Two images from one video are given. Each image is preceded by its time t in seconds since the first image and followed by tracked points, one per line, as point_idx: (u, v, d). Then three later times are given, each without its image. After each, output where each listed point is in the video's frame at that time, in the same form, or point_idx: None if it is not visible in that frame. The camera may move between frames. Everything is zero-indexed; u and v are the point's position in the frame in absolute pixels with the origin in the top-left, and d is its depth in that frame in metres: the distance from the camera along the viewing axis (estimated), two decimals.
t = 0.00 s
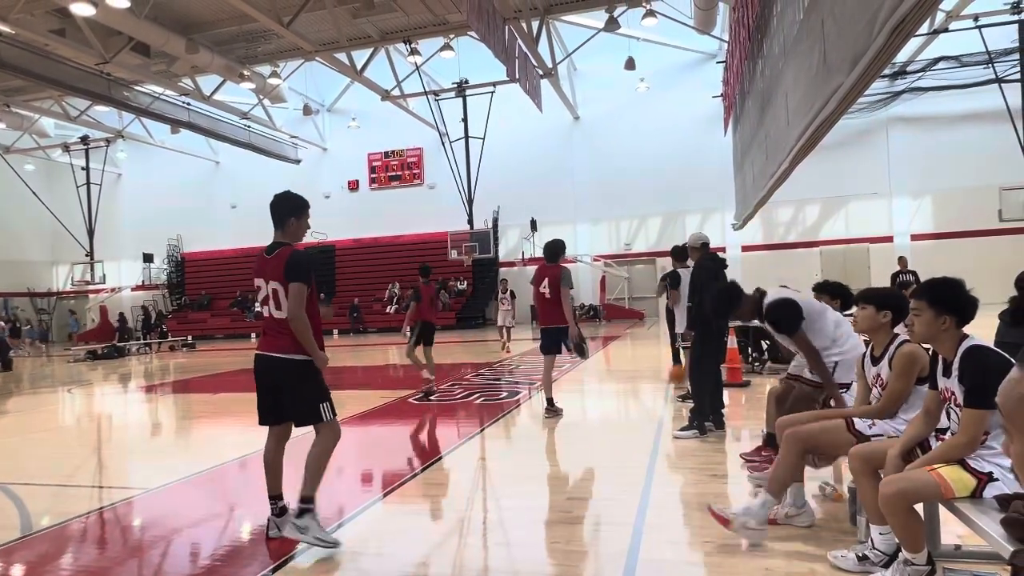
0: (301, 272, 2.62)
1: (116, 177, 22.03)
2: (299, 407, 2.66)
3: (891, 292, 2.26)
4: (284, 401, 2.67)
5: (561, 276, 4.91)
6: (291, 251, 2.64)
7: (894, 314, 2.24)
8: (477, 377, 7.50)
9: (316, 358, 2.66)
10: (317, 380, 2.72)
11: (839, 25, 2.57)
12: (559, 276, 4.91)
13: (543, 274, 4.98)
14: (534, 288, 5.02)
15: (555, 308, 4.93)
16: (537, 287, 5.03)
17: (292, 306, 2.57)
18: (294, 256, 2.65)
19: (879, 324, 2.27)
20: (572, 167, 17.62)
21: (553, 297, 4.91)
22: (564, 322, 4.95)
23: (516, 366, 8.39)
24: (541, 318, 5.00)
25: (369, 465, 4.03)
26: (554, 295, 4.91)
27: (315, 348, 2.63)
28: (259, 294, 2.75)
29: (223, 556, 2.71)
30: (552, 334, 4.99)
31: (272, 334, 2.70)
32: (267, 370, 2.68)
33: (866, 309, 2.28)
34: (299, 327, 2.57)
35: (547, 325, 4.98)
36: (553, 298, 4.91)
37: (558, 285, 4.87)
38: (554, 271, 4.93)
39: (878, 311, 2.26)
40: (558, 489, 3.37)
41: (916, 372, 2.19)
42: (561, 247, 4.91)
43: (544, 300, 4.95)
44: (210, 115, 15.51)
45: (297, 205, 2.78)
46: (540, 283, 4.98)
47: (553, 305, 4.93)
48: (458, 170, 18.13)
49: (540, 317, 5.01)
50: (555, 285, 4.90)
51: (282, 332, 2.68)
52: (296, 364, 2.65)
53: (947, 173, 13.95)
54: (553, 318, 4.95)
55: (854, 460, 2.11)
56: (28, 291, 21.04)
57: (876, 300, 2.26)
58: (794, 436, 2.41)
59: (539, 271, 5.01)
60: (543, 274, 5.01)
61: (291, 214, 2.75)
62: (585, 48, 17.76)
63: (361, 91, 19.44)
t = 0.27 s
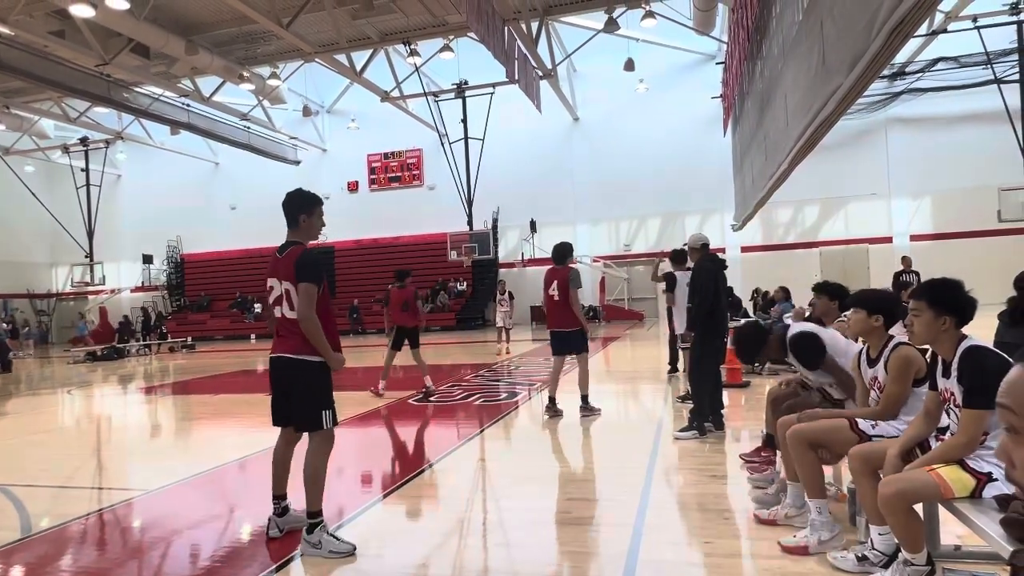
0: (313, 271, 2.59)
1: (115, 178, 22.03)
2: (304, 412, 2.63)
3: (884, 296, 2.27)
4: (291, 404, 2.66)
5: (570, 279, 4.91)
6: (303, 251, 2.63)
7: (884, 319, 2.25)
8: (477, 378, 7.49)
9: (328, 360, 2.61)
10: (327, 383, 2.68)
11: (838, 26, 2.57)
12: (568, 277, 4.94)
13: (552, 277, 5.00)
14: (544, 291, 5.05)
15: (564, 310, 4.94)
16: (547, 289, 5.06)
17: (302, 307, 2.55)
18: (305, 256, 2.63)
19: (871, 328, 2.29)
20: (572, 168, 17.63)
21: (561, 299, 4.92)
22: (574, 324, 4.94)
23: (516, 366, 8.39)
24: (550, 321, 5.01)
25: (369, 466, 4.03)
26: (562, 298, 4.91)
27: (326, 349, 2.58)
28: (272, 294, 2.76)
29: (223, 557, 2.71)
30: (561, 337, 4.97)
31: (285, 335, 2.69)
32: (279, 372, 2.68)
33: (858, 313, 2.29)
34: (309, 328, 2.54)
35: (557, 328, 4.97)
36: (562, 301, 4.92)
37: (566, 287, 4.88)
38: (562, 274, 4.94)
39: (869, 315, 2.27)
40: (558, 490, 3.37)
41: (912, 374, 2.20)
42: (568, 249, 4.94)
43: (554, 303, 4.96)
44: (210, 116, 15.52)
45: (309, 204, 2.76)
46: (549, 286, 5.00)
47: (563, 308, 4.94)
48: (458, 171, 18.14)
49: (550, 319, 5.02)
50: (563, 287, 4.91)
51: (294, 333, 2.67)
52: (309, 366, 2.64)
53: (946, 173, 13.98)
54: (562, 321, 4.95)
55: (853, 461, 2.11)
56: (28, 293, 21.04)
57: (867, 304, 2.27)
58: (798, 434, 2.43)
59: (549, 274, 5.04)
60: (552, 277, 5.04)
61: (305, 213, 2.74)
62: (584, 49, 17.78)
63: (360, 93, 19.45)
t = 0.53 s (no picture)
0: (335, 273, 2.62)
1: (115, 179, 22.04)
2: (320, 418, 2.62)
3: (877, 301, 2.28)
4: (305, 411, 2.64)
5: (579, 280, 4.94)
6: (325, 254, 2.67)
7: (872, 329, 2.29)
8: (476, 379, 7.49)
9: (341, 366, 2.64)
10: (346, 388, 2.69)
11: (837, 27, 2.58)
12: (576, 278, 4.94)
13: (560, 278, 5.01)
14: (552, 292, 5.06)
15: (574, 310, 4.96)
16: (555, 291, 5.07)
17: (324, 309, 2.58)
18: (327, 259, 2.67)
19: (861, 336, 2.32)
20: (572, 169, 17.63)
21: (571, 300, 4.95)
22: (584, 324, 4.97)
23: (516, 367, 8.39)
24: (560, 321, 5.03)
25: (368, 467, 4.03)
26: (572, 298, 4.94)
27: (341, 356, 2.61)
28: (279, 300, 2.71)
29: (224, 558, 2.71)
30: (571, 336, 4.99)
31: (295, 342, 2.66)
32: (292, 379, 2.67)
33: (846, 324, 2.34)
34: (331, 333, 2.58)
35: (567, 328, 4.99)
36: (571, 301, 4.95)
37: (577, 288, 4.90)
38: (571, 275, 4.96)
39: (857, 326, 2.31)
40: (558, 491, 3.37)
41: (908, 377, 2.22)
42: (577, 250, 4.94)
43: (563, 303, 4.99)
44: (210, 117, 15.51)
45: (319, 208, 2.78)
46: (558, 287, 5.01)
47: (573, 308, 4.96)
48: (458, 172, 18.15)
49: (559, 320, 5.03)
50: (573, 287, 4.94)
51: (309, 339, 2.65)
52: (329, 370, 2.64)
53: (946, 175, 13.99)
54: (572, 321, 4.96)
55: (851, 462, 2.11)
56: (28, 294, 21.07)
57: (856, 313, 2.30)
58: (798, 435, 2.41)
59: (556, 276, 5.05)
60: (559, 278, 5.05)
61: (316, 216, 2.73)
62: (583, 50, 17.79)
63: (361, 94, 19.45)
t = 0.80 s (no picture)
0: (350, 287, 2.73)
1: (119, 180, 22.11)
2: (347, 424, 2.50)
3: (872, 303, 2.28)
4: (335, 421, 2.47)
5: (581, 282, 4.95)
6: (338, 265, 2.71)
7: (868, 330, 2.28)
8: (478, 380, 7.50)
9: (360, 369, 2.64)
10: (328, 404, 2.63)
11: (839, 28, 2.58)
12: (578, 280, 4.94)
13: (562, 280, 5.03)
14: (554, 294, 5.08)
15: (575, 312, 4.97)
16: (557, 294, 5.09)
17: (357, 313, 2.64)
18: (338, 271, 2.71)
19: (858, 338, 2.32)
20: (574, 170, 17.63)
21: (572, 302, 4.96)
22: (585, 325, 4.98)
23: (518, 368, 8.39)
24: (561, 323, 5.05)
25: (370, 468, 4.04)
26: (573, 300, 4.96)
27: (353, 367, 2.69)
28: (304, 302, 2.52)
29: (227, 558, 2.72)
30: (573, 338, 5.01)
31: (319, 347, 2.52)
32: (322, 386, 2.49)
33: (843, 325, 2.34)
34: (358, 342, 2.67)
35: (569, 330, 5.00)
36: (573, 303, 4.97)
37: (579, 290, 4.92)
38: (572, 277, 4.98)
39: (854, 327, 2.31)
40: (559, 491, 3.37)
41: (903, 379, 2.23)
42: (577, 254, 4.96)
43: (564, 305, 5.00)
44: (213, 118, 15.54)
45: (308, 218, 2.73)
46: (560, 289, 5.02)
47: (574, 310, 4.97)
48: (460, 173, 18.15)
49: (560, 321, 5.06)
50: (574, 290, 4.95)
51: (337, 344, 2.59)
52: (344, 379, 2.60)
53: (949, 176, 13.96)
54: (574, 323, 4.98)
55: (851, 463, 2.11)
56: (32, 295, 21.14)
57: (851, 315, 2.31)
58: (797, 437, 2.41)
59: (558, 279, 5.07)
60: (561, 281, 5.07)
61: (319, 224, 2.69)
62: (585, 50, 17.79)
63: (363, 95, 19.49)
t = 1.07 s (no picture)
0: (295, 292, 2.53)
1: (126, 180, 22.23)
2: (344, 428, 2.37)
3: (877, 304, 2.28)
4: (338, 426, 2.33)
5: (588, 281, 4.92)
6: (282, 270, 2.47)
7: (874, 331, 2.28)
8: (483, 380, 7.51)
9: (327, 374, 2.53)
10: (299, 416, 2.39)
11: (846, 28, 2.56)
12: (584, 279, 4.92)
13: (568, 279, 4.98)
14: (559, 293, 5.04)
15: (582, 310, 4.97)
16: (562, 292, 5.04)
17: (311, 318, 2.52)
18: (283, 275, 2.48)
19: (862, 339, 2.32)
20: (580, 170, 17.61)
21: (579, 301, 4.95)
22: (591, 324, 4.99)
23: (523, 368, 8.39)
24: (567, 321, 5.04)
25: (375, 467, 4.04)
26: (580, 299, 4.94)
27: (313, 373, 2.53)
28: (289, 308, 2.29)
29: (233, 556, 2.73)
30: (578, 336, 5.04)
31: (308, 354, 2.32)
32: (325, 392, 2.31)
33: (847, 326, 2.33)
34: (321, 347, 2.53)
35: (574, 328, 5.01)
36: (579, 303, 4.96)
37: (585, 290, 4.90)
38: (579, 276, 4.94)
39: (858, 328, 2.30)
40: (565, 492, 3.37)
41: (910, 380, 2.23)
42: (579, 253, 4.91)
43: (570, 304, 4.98)
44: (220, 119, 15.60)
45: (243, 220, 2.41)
46: (566, 288, 4.98)
47: (580, 310, 4.96)
48: (466, 172, 18.17)
49: (565, 320, 5.05)
50: (581, 289, 4.93)
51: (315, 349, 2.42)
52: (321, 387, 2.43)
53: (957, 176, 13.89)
54: (579, 322, 4.99)
55: (857, 465, 2.10)
56: (40, 294, 21.27)
57: (855, 317, 2.30)
58: (802, 438, 2.40)
59: (563, 277, 5.01)
60: (566, 278, 5.02)
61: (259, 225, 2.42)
62: (590, 50, 17.78)
63: (369, 95, 19.53)
